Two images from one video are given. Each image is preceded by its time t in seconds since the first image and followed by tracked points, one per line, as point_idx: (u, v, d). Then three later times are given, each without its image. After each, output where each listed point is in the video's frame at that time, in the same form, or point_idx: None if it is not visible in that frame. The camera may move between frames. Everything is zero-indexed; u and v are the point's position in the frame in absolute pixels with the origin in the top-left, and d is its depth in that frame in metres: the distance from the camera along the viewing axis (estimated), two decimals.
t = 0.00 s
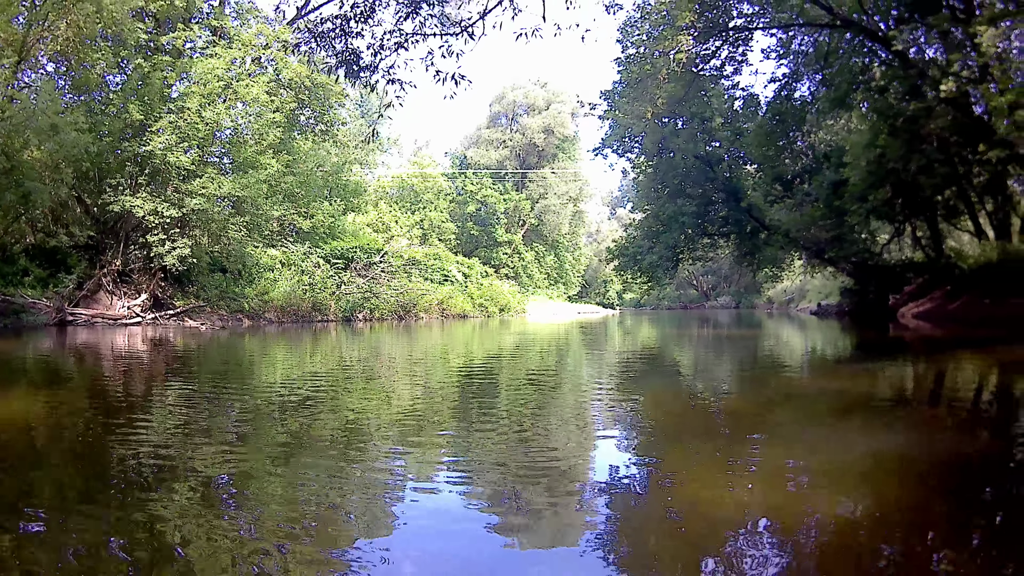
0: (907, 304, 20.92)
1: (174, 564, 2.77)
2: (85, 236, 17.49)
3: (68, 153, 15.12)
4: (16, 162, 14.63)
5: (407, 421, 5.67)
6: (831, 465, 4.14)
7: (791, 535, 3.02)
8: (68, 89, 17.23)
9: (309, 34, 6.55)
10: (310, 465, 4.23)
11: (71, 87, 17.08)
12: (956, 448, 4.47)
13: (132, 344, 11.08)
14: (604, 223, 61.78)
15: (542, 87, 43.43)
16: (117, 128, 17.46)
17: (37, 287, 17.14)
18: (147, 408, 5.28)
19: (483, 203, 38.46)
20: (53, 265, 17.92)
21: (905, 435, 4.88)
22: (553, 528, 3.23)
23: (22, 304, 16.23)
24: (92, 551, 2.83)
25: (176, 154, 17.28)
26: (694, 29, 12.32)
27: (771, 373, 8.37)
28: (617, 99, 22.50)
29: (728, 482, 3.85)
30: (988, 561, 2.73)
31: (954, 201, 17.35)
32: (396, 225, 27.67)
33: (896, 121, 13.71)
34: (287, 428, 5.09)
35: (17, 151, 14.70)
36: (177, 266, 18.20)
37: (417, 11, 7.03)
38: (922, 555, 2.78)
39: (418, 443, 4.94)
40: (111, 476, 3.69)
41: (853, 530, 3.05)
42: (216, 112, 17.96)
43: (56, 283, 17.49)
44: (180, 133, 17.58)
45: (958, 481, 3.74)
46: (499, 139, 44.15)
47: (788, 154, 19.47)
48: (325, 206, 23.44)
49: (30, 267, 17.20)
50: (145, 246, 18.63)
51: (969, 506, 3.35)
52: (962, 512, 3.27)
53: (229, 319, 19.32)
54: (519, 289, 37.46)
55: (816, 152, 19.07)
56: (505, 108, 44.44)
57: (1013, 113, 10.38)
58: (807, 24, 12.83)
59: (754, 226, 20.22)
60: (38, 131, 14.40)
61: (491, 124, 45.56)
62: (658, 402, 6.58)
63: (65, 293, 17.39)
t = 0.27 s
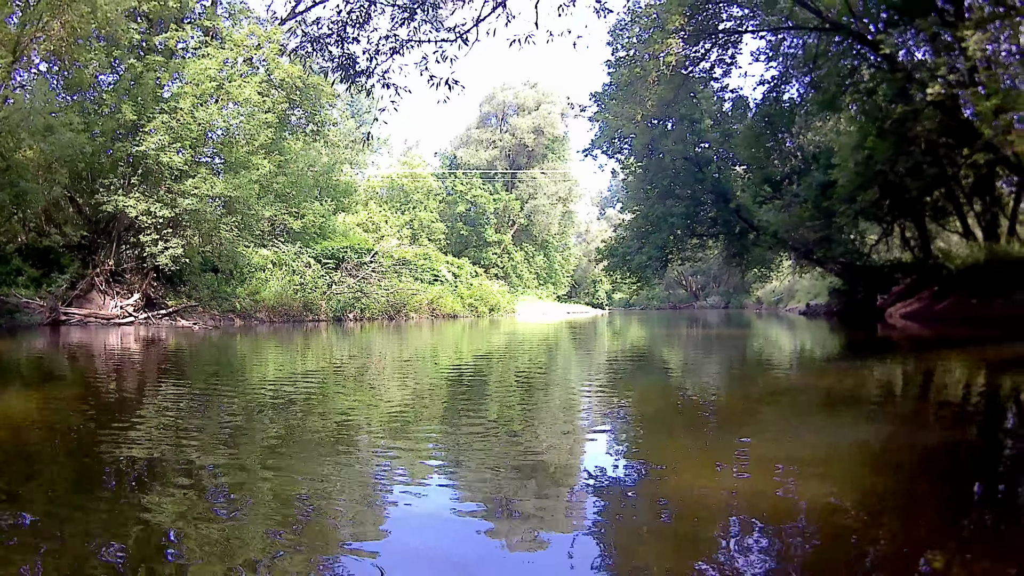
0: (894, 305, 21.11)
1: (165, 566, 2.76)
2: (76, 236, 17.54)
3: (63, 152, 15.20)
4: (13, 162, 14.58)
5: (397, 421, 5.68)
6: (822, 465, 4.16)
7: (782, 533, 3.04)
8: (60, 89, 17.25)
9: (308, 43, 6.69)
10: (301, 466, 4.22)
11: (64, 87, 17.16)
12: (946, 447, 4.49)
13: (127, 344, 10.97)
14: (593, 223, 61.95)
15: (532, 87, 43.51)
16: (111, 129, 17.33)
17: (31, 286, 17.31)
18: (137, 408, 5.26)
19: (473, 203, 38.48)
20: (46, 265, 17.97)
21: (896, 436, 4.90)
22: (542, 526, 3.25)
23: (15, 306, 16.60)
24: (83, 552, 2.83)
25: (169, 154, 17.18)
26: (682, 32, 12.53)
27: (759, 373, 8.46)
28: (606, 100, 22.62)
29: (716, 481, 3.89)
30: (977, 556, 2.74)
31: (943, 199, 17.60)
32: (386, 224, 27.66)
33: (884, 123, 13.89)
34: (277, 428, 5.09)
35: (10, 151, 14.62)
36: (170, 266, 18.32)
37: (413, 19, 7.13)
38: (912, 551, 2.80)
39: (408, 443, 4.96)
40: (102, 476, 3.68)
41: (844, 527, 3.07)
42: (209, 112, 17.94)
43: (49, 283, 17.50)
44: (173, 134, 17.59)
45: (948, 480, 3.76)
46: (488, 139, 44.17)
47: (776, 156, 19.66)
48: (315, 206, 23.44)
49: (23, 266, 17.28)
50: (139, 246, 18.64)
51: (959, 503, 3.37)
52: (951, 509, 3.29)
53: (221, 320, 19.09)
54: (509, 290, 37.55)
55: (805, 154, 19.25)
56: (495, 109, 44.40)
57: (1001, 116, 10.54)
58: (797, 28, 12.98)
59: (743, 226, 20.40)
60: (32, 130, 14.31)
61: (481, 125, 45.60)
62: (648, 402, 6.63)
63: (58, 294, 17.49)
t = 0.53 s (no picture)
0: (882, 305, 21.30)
1: (157, 566, 2.76)
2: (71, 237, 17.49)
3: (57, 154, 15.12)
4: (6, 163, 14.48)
5: (388, 421, 5.68)
6: (810, 463, 4.19)
7: (770, 530, 3.06)
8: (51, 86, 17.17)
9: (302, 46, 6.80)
10: (289, 466, 4.21)
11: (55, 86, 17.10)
12: (933, 445, 4.52)
13: (119, 344, 10.91)
14: (583, 223, 62.06)
15: (523, 88, 43.56)
16: (104, 129, 17.35)
17: (24, 287, 16.90)
18: (126, 408, 5.24)
19: (463, 203, 38.46)
20: (38, 263, 17.84)
21: (882, 435, 4.93)
22: (534, 523, 3.27)
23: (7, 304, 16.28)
24: (76, 553, 2.83)
25: (161, 154, 17.20)
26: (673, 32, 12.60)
27: (748, 372, 8.53)
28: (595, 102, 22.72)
29: (705, 479, 3.92)
30: (963, 551, 2.78)
31: (932, 199, 17.82)
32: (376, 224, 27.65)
33: (872, 125, 14.05)
34: (267, 428, 5.07)
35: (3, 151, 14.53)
36: (163, 266, 18.30)
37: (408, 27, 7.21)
38: (897, 547, 2.83)
39: (399, 443, 4.96)
40: (93, 477, 3.67)
41: (832, 525, 3.09)
42: (201, 112, 17.96)
43: (42, 283, 17.27)
44: (163, 133, 17.57)
45: (934, 478, 3.79)
46: (479, 139, 44.19)
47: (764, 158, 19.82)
48: (306, 206, 23.41)
49: (16, 267, 16.88)
50: (132, 245, 18.65)
51: (945, 500, 3.41)
52: (938, 506, 3.32)
53: (212, 320, 19.16)
54: (499, 290, 37.59)
55: (794, 155, 19.41)
56: (485, 109, 44.44)
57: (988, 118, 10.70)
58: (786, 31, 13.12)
59: (732, 227, 20.55)
60: (26, 131, 14.26)
61: (472, 125, 45.61)
62: (637, 401, 6.66)
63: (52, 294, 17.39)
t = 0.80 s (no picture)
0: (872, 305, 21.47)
1: (153, 567, 2.76)
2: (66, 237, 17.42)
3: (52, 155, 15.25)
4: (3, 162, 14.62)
5: (380, 421, 5.68)
6: (801, 462, 4.22)
7: (763, 529, 3.09)
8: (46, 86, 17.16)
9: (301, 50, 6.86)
10: (283, 466, 4.21)
11: (49, 87, 17.12)
12: (924, 445, 4.56)
13: (113, 344, 10.84)
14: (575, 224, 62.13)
15: (515, 88, 43.60)
16: (97, 131, 17.27)
17: (19, 286, 17.06)
18: (119, 408, 5.22)
19: (455, 204, 38.42)
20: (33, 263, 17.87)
21: (874, 434, 4.96)
22: (526, 523, 3.29)
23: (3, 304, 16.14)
24: (70, 553, 2.83)
25: (156, 155, 17.18)
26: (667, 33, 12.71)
27: (739, 372, 8.59)
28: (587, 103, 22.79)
29: (696, 479, 3.94)
30: (954, 549, 2.81)
31: (922, 200, 17.99)
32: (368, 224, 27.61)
33: (863, 127, 14.16)
34: (260, 428, 5.07)
35: None
36: (158, 266, 18.22)
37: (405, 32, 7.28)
38: (888, 546, 2.86)
39: (392, 443, 4.97)
40: (86, 477, 3.66)
41: (824, 524, 3.12)
42: (195, 112, 17.93)
43: (37, 283, 17.37)
44: (158, 133, 17.53)
45: (925, 477, 3.83)
46: (471, 140, 44.19)
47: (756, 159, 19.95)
48: (300, 206, 23.39)
49: (11, 267, 17.05)
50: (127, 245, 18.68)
51: (935, 499, 3.44)
52: (929, 505, 3.35)
53: (206, 319, 19.14)
54: (491, 290, 37.61)
55: (785, 156, 19.54)
56: (478, 109, 44.47)
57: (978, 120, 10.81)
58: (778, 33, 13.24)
59: (722, 228, 20.67)
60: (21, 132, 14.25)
61: (464, 125, 45.62)
62: (629, 401, 6.70)
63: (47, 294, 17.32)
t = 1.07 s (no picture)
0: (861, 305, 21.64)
1: (145, 566, 2.76)
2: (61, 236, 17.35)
3: (50, 155, 15.47)
4: None
5: (371, 421, 5.70)
6: (791, 461, 4.24)
7: (752, 526, 3.12)
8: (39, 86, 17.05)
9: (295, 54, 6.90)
10: (274, 466, 4.21)
11: (43, 87, 16.91)
12: (912, 444, 4.59)
13: (108, 344, 10.76)
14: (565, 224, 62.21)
15: (505, 88, 43.60)
16: (90, 131, 17.11)
17: (12, 286, 16.93)
18: (111, 408, 5.21)
19: (445, 204, 38.37)
20: (27, 264, 17.84)
21: (863, 433, 5.00)
22: (516, 519, 3.31)
23: None
24: (63, 552, 2.84)
25: (150, 156, 17.12)
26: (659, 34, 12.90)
27: (729, 371, 8.65)
28: (577, 104, 22.86)
29: (684, 476, 3.98)
30: (941, 545, 2.84)
31: (913, 201, 18.18)
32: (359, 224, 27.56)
33: (851, 129, 14.32)
34: (252, 428, 5.07)
35: None
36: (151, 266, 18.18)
37: (399, 37, 7.33)
38: (877, 542, 2.89)
39: (382, 443, 4.98)
40: (79, 476, 3.67)
41: (813, 521, 3.15)
42: (188, 113, 17.86)
43: (31, 283, 17.33)
44: (152, 134, 17.48)
45: (914, 476, 3.86)
46: (462, 140, 44.17)
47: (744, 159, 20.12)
48: (292, 206, 23.36)
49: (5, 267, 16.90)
50: (121, 246, 18.63)
51: (922, 496, 3.48)
52: (917, 503, 3.38)
53: (199, 319, 19.14)
54: (482, 291, 37.62)
55: (774, 157, 19.70)
56: (468, 110, 44.46)
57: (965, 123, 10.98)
58: (768, 36, 13.42)
59: (712, 229, 20.79)
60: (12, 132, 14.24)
61: (454, 125, 45.60)
62: (619, 401, 6.73)
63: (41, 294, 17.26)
